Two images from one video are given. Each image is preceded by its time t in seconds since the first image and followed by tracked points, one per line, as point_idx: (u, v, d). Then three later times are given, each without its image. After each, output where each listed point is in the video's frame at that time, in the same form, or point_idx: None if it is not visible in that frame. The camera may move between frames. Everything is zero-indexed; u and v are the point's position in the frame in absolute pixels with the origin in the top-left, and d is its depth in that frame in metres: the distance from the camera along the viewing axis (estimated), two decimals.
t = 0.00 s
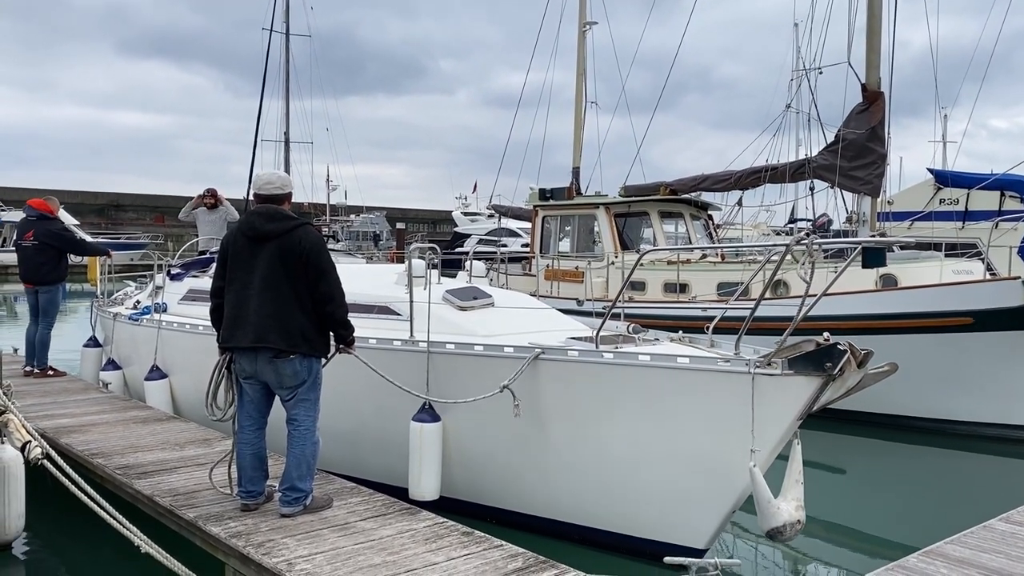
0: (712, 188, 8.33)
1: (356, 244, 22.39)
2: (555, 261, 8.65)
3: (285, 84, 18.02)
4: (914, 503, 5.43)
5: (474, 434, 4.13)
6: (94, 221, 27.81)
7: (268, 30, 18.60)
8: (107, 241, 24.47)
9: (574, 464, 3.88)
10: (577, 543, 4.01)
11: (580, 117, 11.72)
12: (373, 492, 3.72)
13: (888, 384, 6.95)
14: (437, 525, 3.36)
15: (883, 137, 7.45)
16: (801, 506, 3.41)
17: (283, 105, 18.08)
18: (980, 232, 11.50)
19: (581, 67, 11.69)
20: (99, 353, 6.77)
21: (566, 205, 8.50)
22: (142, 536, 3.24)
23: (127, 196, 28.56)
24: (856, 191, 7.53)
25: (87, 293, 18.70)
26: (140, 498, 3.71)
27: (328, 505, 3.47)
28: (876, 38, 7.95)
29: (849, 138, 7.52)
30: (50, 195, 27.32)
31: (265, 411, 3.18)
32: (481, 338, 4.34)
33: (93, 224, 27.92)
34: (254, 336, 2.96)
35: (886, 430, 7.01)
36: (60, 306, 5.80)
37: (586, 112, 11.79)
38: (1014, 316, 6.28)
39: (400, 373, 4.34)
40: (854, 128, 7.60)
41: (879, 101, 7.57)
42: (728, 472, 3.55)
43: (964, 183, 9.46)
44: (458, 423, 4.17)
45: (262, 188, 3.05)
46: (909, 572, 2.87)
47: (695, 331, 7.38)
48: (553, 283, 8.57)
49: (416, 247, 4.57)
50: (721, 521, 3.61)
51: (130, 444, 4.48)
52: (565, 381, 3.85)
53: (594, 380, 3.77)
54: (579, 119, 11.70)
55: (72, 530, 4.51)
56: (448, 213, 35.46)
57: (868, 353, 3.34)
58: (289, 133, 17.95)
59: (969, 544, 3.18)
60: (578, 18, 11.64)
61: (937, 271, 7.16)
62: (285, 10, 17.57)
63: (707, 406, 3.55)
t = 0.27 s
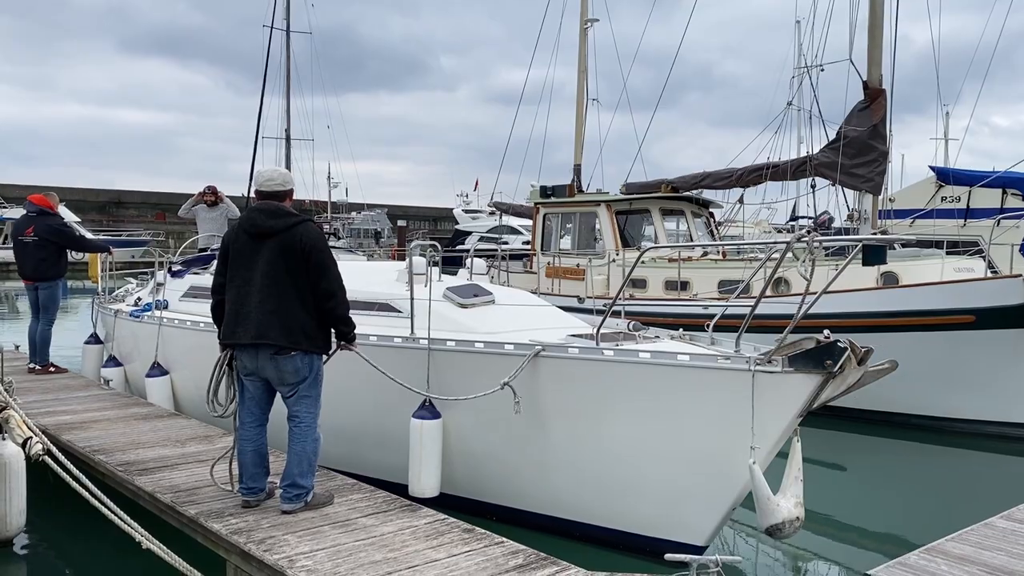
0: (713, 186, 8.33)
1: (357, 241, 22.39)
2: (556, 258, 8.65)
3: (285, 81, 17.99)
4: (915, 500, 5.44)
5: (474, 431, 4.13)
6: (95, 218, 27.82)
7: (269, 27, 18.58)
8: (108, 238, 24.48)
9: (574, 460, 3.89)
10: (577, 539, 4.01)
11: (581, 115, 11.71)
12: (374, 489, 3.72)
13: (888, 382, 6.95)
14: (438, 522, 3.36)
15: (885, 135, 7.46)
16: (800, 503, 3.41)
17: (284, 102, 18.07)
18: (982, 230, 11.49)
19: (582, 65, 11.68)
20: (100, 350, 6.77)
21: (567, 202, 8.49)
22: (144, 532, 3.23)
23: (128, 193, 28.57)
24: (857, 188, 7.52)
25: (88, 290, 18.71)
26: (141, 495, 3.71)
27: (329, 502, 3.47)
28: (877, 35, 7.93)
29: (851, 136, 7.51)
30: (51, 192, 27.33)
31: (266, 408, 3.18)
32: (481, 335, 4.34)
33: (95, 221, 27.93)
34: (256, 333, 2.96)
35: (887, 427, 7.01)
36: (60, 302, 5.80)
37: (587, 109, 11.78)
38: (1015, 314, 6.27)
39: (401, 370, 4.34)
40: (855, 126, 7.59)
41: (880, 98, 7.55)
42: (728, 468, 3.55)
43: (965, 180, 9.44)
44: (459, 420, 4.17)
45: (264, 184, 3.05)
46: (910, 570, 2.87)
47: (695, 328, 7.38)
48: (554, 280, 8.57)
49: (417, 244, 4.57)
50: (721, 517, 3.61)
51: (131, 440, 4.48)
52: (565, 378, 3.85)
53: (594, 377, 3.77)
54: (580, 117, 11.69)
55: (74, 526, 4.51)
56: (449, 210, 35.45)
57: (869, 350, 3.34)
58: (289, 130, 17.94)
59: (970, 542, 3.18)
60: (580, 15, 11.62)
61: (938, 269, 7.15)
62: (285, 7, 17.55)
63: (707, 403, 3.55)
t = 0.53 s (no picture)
0: (715, 184, 8.32)
1: (358, 239, 22.40)
2: (557, 256, 8.64)
3: (286, 78, 17.96)
4: (916, 498, 5.44)
5: (475, 428, 4.13)
6: (96, 216, 27.83)
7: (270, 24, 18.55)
8: (109, 236, 24.49)
9: (575, 457, 3.89)
10: (577, 536, 4.01)
11: (583, 112, 11.69)
12: (375, 486, 3.73)
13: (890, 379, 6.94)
14: (439, 518, 3.37)
15: (886, 133, 7.46)
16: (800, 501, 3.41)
17: (285, 100, 18.06)
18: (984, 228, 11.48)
19: (583, 62, 11.66)
20: (101, 347, 6.77)
21: (568, 200, 8.49)
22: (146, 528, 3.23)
23: (129, 190, 28.58)
24: (859, 186, 7.51)
25: (89, 288, 18.72)
26: (142, 491, 3.71)
27: (330, 499, 3.47)
28: (879, 33, 7.92)
29: (852, 133, 7.51)
30: (53, 190, 27.34)
31: (267, 406, 3.18)
32: (482, 333, 4.34)
33: (96, 218, 27.95)
34: (256, 330, 2.96)
35: (888, 425, 7.01)
36: (61, 298, 5.82)
37: (589, 107, 11.77)
38: (1017, 312, 6.26)
39: (402, 367, 4.34)
40: (857, 124, 7.58)
41: (882, 96, 7.54)
42: (729, 466, 3.55)
43: (967, 178, 9.43)
44: (460, 417, 4.17)
45: (264, 181, 3.04)
46: (912, 567, 2.87)
47: (696, 326, 7.38)
48: (555, 278, 8.57)
49: (418, 241, 4.57)
50: (721, 515, 3.61)
51: (132, 437, 4.48)
52: (566, 375, 3.85)
53: (595, 375, 3.77)
54: (581, 115, 11.68)
55: (76, 522, 4.52)
56: (451, 208, 35.44)
57: (869, 348, 3.33)
58: (291, 127, 17.93)
59: (972, 539, 3.18)
60: (581, 13, 11.61)
61: (939, 267, 7.15)
62: (287, 4, 17.51)
63: (707, 401, 3.55)
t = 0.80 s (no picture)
0: (716, 183, 8.32)
1: (360, 238, 22.40)
2: (558, 255, 8.65)
3: (287, 77, 17.96)
4: (917, 498, 5.43)
5: (476, 426, 4.13)
6: (98, 215, 27.86)
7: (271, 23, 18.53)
8: (111, 235, 24.52)
9: (575, 456, 3.89)
10: (578, 535, 4.01)
11: (584, 111, 11.69)
12: (377, 484, 3.73)
13: (891, 379, 6.93)
14: (440, 517, 3.37)
15: (888, 133, 7.45)
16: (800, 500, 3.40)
17: (287, 98, 18.05)
18: (986, 227, 11.47)
19: (585, 61, 11.66)
20: (103, 346, 6.78)
21: (569, 199, 8.49)
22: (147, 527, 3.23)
23: (131, 189, 28.59)
24: (860, 185, 7.50)
25: (91, 286, 18.74)
26: (144, 490, 3.72)
27: (331, 497, 3.47)
28: (881, 32, 7.91)
29: (853, 133, 7.50)
30: (54, 188, 27.36)
31: (268, 404, 3.18)
32: (482, 332, 4.34)
33: (98, 217, 27.97)
34: (257, 329, 2.97)
35: (889, 425, 7.00)
36: (63, 296, 5.83)
37: (590, 106, 11.77)
38: (1018, 312, 6.25)
39: (403, 366, 4.34)
40: (858, 123, 7.57)
41: (884, 95, 7.53)
42: (729, 465, 3.55)
43: (969, 178, 9.42)
44: (461, 416, 4.17)
45: (266, 180, 3.04)
46: (913, 566, 2.87)
47: (697, 325, 7.38)
48: (557, 277, 8.58)
49: (418, 240, 4.57)
50: (721, 514, 3.61)
51: (133, 436, 4.49)
52: (566, 374, 3.85)
53: (595, 373, 3.77)
54: (583, 114, 11.68)
55: (78, 520, 4.53)
56: (452, 207, 35.45)
57: (869, 347, 3.33)
58: (292, 126, 17.94)
59: (973, 538, 3.18)
60: (583, 12, 11.60)
61: (941, 267, 7.14)
62: (288, 3, 17.51)
63: (708, 400, 3.54)
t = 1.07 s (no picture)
0: (717, 183, 8.32)
1: (361, 238, 22.42)
2: (560, 255, 8.64)
3: (288, 77, 17.97)
4: (918, 498, 5.43)
5: (476, 426, 4.14)
6: (99, 215, 27.88)
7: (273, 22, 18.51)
8: (112, 234, 24.55)
9: (575, 455, 3.89)
10: (578, 535, 4.02)
11: (585, 112, 11.69)
12: (378, 484, 3.73)
13: (892, 379, 6.93)
14: (441, 517, 3.37)
15: (889, 133, 7.45)
16: (800, 499, 3.41)
17: (288, 98, 18.06)
18: (987, 228, 11.46)
19: (586, 62, 11.66)
20: (104, 345, 6.78)
21: (571, 199, 8.49)
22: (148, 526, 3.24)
23: (133, 189, 28.60)
24: (861, 185, 7.50)
25: (92, 286, 18.75)
26: (146, 489, 3.72)
27: (332, 497, 3.48)
28: (882, 32, 7.91)
29: (855, 133, 7.49)
30: (56, 188, 27.39)
31: (270, 404, 3.18)
32: (482, 331, 4.34)
33: (100, 217, 28.01)
34: (259, 329, 2.97)
35: (890, 425, 7.00)
36: (65, 296, 5.84)
37: (592, 106, 11.77)
38: (1019, 312, 6.25)
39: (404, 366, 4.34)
40: (859, 123, 7.57)
41: (885, 95, 7.53)
42: (729, 465, 3.55)
43: (970, 178, 9.42)
44: (461, 416, 4.17)
45: (267, 180, 3.04)
46: (915, 566, 2.87)
47: (697, 325, 7.37)
48: (558, 277, 8.58)
49: (419, 240, 4.57)
50: (721, 514, 3.62)
51: (135, 435, 4.49)
52: (566, 374, 3.86)
53: (595, 373, 3.78)
54: (584, 114, 11.68)
55: (80, 519, 4.53)
56: (453, 207, 35.46)
57: (868, 347, 3.33)
58: (293, 126, 17.97)
59: (974, 538, 3.18)
60: (584, 12, 11.60)
61: (942, 267, 7.14)
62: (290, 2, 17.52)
63: (707, 399, 3.55)
